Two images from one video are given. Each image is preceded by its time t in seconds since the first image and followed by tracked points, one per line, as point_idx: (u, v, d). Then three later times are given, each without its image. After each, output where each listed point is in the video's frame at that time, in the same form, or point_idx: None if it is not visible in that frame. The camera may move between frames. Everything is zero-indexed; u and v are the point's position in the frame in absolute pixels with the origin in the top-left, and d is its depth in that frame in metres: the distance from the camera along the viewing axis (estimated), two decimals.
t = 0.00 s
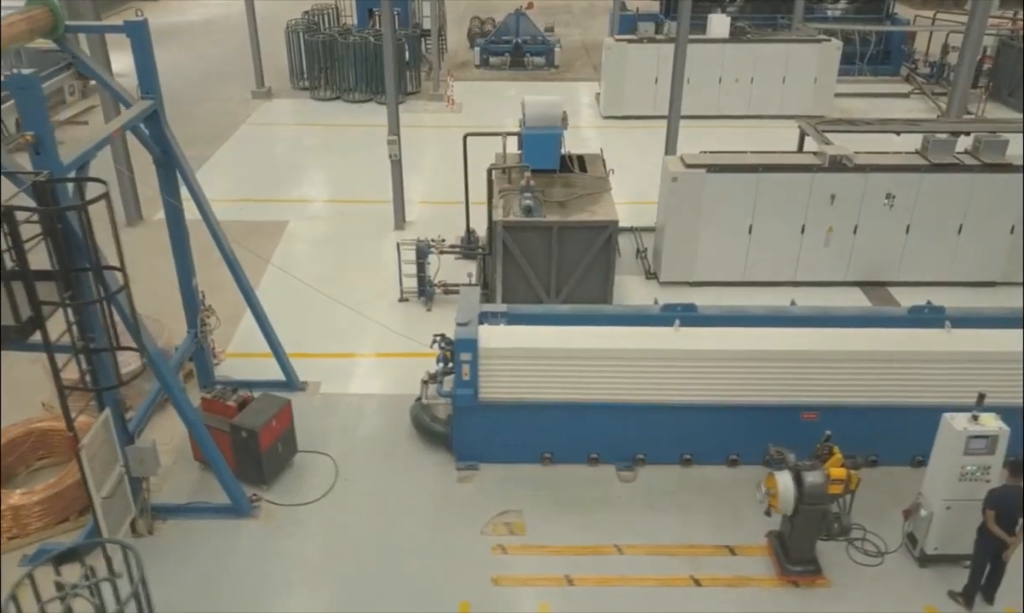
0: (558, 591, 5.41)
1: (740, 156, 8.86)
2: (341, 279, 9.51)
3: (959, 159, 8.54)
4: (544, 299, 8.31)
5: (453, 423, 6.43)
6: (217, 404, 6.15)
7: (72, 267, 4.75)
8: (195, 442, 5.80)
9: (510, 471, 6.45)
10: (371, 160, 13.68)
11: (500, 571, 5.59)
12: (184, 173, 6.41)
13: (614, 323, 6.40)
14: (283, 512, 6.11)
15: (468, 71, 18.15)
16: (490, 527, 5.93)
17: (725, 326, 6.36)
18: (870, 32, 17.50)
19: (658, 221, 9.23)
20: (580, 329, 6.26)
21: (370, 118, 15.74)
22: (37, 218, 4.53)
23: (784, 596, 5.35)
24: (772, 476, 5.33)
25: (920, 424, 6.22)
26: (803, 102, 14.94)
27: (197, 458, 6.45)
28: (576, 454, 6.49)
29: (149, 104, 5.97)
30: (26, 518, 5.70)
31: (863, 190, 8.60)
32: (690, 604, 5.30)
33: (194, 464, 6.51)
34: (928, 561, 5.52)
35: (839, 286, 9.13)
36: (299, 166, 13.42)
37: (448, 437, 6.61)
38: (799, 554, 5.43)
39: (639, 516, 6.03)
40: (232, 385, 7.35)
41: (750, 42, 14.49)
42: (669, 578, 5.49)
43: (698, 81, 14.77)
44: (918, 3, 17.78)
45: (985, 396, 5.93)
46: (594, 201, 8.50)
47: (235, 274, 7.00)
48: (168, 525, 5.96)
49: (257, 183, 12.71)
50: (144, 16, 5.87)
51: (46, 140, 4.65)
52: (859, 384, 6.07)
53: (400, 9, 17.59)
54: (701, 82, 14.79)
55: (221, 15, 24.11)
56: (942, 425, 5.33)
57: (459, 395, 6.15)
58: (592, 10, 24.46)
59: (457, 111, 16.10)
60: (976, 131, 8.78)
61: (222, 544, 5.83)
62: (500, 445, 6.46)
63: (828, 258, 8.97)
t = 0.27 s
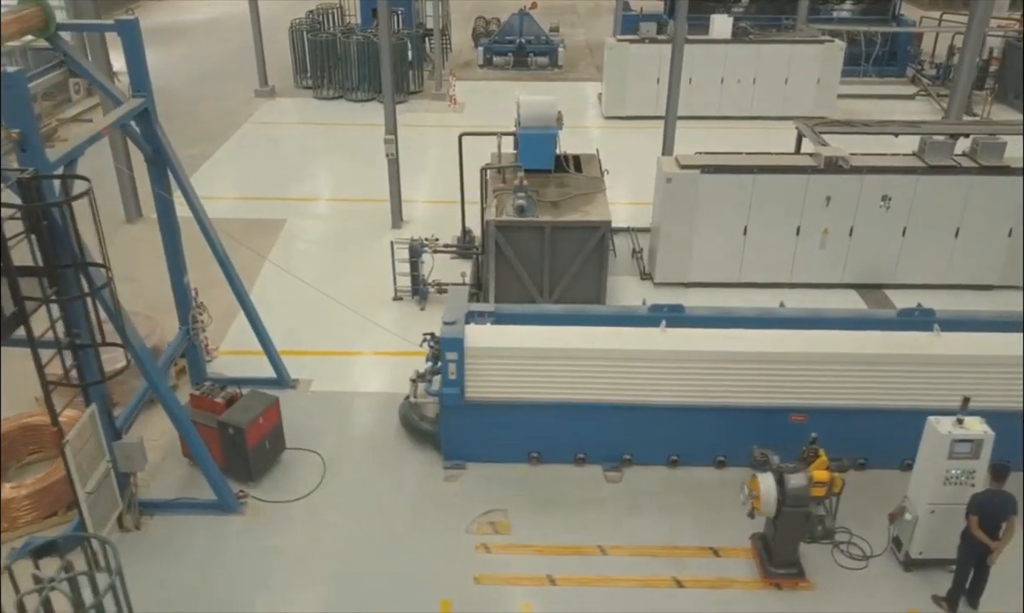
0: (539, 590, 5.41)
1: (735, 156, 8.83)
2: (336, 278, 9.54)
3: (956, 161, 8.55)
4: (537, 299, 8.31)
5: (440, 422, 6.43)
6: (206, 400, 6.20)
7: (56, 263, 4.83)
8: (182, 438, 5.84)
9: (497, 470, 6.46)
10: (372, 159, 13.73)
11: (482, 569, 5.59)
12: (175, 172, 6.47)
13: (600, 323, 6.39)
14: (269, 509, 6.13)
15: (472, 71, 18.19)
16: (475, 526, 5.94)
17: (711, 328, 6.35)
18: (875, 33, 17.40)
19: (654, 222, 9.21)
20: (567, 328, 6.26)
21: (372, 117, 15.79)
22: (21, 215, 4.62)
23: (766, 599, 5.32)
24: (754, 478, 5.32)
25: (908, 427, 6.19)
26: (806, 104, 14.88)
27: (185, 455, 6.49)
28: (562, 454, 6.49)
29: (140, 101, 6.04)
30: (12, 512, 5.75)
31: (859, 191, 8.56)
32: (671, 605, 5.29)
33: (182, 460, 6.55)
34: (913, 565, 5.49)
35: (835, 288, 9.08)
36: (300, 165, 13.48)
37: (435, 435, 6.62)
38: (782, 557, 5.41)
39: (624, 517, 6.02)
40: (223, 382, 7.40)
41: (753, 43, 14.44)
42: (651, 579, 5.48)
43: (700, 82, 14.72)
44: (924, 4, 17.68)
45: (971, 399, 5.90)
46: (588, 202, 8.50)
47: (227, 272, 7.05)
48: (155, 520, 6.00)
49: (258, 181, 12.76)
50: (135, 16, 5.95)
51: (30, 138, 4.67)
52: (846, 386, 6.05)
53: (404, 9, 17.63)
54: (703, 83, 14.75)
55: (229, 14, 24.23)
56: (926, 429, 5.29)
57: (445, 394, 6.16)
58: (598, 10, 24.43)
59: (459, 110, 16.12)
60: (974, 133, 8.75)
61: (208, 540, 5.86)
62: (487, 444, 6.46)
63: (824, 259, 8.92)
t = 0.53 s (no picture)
0: (518, 589, 5.42)
1: (728, 157, 8.81)
2: (330, 276, 9.58)
3: (950, 163, 8.53)
4: (528, 298, 8.31)
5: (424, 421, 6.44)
6: (191, 396, 6.24)
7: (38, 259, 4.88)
8: (165, 434, 5.89)
9: (481, 469, 6.46)
10: (371, 158, 13.77)
11: (462, 568, 5.60)
12: (164, 171, 6.53)
13: (584, 322, 6.39)
14: (252, 505, 6.16)
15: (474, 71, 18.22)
16: (456, 524, 5.95)
17: (695, 328, 6.34)
18: (879, 33, 17.31)
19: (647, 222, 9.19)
20: (550, 328, 6.26)
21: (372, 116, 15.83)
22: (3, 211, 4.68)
23: (744, 600, 5.31)
24: (733, 479, 5.31)
25: (893, 430, 6.17)
26: (807, 104, 14.82)
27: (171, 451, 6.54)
28: (546, 453, 6.49)
29: (127, 98, 6.10)
30: None
31: (852, 193, 8.52)
32: (649, 606, 5.28)
33: (169, 456, 6.60)
34: (894, 568, 5.46)
35: (828, 289, 9.04)
36: (299, 163, 13.53)
37: (420, 433, 6.64)
38: (762, 558, 5.39)
39: (605, 517, 6.01)
40: (212, 379, 7.44)
41: (754, 43, 14.39)
42: (630, 579, 5.48)
43: (701, 82, 14.68)
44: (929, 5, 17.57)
45: (951, 402, 5.91)
46: (579, 202, 8.50)
47: (216, 270, 7.10)
48: (139, 515, 6.05)
49: (257, 180, 12.81)
50: (122, 14, 6.01)
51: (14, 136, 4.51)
52: (829, 388, 6.06)
53: (406, 8, 17.67)
54: (704, 83, 14.70)
55: (234, 13, 24.33)
56: (906, 432, 5.25)
57: (428, 392, 6.18)
58: (603, 10, 24.39)
59: (459, 109, 16.14)
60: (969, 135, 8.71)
61: (190, 536, 5.89)
62: (471, 443, 6.47)
63: (817, 261, 8.88)
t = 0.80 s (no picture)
0: (493, 588, 5.41)
1: (719, 158, 8.77)
2: (320, 275, 9.60)
3: (941, 164, 8.47)
4: (515, 298, 8.30)
5: (405, 420, 6.45)
6: (173, 393, 6.27)
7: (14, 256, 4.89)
8: (145, 431, 5.91)
9: (462, 468, 6.46)
10: (368, 158, 13.81)
11: (438, 567, 5.60)
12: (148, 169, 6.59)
13: (565, 322, 6.38)
14: (232, 502, 6.18)
15: (474, 70, 18.23)
16: (434, 523, 5.95)
17: (676, 329, 6.33)
18: (880, 34, 17.24)
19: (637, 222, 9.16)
20: (531, 327, 6.26)
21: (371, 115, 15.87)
22: None
23: (720, 602, 5.29)
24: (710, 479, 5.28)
25: (874, 432, 6.14)
26: (806, 105, 14.76)
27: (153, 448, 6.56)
28: (527, 453, 6.49)
29: (112, 97, 6.13)
30: None
31: (843, 194, 8.47)
32: (623, 606, 5.27)
33: (151, 453, 6.62)
34: (871, 571, 5.43)
35: (818, 290, 8.99)
36: (296, 162, 13.58)
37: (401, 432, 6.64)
38: (737, 560, 5.37)
39: (584, 517, 6.00)
40: (198, 376, 7.47)
41: (753, 43, 14.34)
42: (606, 579, 5.46)
43: (699, 82, 14.64)
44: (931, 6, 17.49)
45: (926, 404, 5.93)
46: (568, 202, 8.50)
47: (200, 268, 7.13)
48: (119, 512, 6.08)
49: (253, 178, 12.85)
50: (106, 14, 6.06)
51: None
52: (809, 390, 6.03)
53: (406, 8, 17.71)
54: (702, 83, 14.66)
55: (237, 11, 24.39)
56: (884, 435, 5.25)
57: (408, 391, 6.19)
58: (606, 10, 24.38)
59: (458, 109, 16.17)
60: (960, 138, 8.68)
61: (169, 532, 5.91)
62: (452, 442, 6.47)
63: (808, 262, 8.84)
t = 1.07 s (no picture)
0: (464, 587, 5.42)
1: (705, 158, 8.76)
2: (309, 273, 9.63)
3: (928, 165, 8.44)
4: (500, 297, 8.30)
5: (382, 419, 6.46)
6: (151, 390, 6.30)
7: None
8: (120, 427, 5.94)
9: (439, 467, 6.47)
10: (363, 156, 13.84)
11: (411, 565, 5.61)
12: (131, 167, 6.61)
13: (542, 321, 6.38)
14: (210, 498, 6.21)
15: (472, 70, 18.24)
16: (408, 521, 5.96)
17: (652, 329, 6.32)
18: (880, 34, 17.17)
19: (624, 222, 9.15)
20: (507, 326, 6.27)
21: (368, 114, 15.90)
22: None
23: (690, 602, 5.29)
24: (680, 482, 5.29)
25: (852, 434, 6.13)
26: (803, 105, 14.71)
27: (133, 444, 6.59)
28: (504, 452, 6.49)
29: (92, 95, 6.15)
30: None
31: (829, 194, 8.45)
32: (594, 606, 5.27)
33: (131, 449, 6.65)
34: (845, 573, 5.41)
35: (805, 291, 8.97)
36: (290, 161, 13.62)
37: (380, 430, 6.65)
38: (707, 560, 5.37)
39: (559, 516, 6.00)
40: (180, 373, 7.50)
41: (749, 43, 14.30)
42: (578, 579, 5.47)
43: (695, 82, 14.61)
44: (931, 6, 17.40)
45: (899, 406, 5.91)
46: (554, 201, 8.50)
47: (183, 265, 7.16)
48: (97, 507, 6.11)
49: (247, 177, 12.89)
50: (87, 12, 6.04)
51: None
52: (785, 391, 6.02)
53: (405, 7, 17.74)
54: (698, 83, 14.63)
55: (240, 11, 24.49)
56: (856, 435, 5.22)
57: (385, 389, 6.21)
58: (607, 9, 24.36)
59: (454, 108, 16.18)
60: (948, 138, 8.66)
61: (145, 528, 5.94)
62: (430, 441, 6.48)
63: (795, 262, 8.82)
